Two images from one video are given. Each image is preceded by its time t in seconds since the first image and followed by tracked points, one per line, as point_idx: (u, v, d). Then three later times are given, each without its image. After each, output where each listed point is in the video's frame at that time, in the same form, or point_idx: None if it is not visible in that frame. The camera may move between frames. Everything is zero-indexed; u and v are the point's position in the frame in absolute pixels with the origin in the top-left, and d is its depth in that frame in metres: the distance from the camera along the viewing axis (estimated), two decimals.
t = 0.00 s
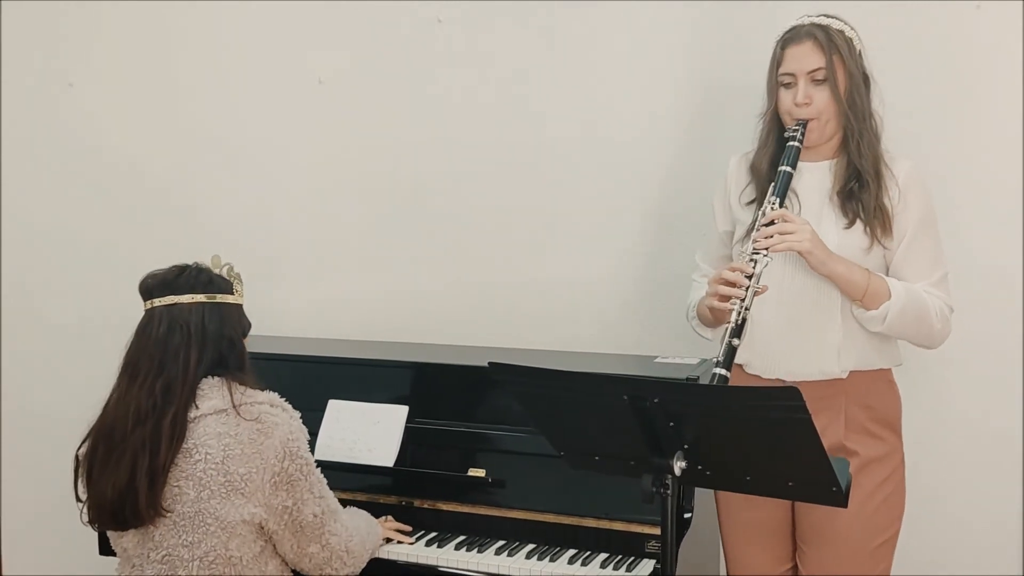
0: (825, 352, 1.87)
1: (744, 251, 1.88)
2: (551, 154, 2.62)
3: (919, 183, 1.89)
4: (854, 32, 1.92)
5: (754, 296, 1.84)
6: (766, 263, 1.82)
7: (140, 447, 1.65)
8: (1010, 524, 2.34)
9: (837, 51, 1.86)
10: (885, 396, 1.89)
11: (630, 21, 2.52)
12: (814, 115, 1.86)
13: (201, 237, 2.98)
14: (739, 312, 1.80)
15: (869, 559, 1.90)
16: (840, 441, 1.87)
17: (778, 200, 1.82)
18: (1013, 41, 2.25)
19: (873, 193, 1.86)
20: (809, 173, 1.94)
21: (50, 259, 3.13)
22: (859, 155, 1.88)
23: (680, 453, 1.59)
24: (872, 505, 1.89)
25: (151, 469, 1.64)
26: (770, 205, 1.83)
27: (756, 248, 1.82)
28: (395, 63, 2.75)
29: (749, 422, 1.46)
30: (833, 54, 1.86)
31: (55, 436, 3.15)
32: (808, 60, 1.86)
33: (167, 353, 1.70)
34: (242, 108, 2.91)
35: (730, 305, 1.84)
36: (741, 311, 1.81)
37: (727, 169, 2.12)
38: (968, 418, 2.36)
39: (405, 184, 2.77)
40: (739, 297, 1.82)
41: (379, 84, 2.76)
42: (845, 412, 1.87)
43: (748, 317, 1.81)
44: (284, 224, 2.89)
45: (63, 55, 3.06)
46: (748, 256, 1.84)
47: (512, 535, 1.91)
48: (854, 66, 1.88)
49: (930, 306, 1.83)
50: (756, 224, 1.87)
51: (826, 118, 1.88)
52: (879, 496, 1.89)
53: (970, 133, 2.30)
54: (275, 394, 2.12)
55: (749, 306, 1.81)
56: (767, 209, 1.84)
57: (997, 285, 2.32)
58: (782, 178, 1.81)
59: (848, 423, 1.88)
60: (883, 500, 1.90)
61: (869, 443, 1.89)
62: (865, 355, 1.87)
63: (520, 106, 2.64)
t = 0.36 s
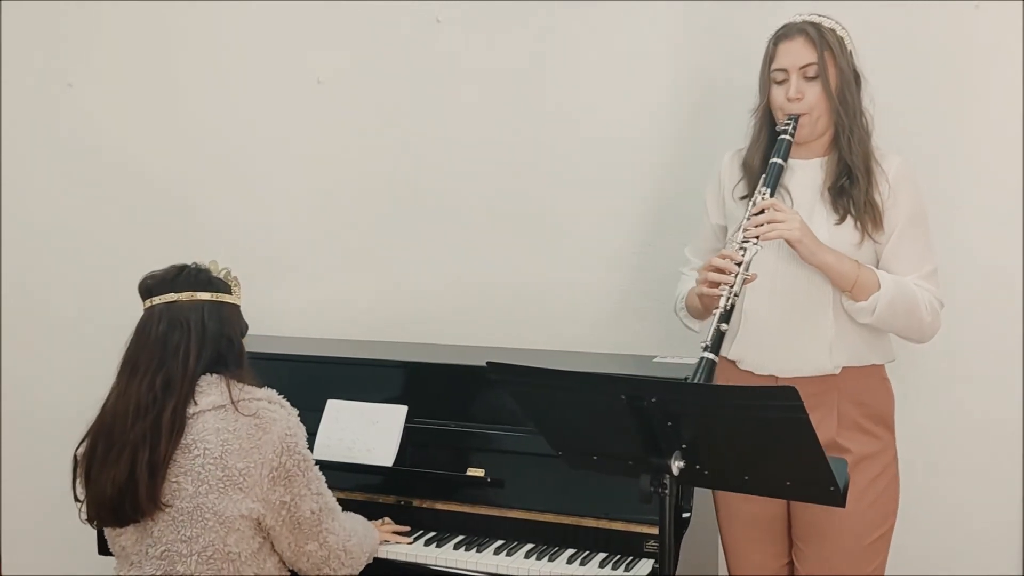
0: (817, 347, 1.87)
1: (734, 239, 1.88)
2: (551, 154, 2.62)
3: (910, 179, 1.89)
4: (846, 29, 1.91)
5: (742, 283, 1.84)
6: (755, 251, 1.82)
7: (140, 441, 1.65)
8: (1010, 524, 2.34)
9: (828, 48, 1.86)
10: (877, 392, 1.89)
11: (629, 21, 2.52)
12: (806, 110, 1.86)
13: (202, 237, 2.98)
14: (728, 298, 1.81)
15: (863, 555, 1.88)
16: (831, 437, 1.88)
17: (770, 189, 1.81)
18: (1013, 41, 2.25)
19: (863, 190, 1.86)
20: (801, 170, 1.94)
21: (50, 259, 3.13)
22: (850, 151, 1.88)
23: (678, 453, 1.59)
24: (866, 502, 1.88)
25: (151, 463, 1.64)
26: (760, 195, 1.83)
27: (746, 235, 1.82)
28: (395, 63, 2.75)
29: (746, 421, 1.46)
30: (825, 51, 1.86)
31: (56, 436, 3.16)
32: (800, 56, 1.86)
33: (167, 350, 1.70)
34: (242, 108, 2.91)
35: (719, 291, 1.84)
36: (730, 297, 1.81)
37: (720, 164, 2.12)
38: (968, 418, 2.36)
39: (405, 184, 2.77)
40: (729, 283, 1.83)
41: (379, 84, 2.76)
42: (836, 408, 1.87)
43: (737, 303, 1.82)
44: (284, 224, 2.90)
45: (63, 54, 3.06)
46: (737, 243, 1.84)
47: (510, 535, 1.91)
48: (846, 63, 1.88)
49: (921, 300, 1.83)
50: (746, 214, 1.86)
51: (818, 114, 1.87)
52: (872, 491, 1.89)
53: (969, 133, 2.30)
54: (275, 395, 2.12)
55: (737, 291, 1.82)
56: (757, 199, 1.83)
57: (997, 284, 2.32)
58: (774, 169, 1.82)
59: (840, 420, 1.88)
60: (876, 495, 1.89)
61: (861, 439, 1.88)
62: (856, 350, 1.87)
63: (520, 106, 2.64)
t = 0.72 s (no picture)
0: (813, 347, 1.86)
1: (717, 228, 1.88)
2: (551, 154, 2.62)
3: (905, 178, 1.87)
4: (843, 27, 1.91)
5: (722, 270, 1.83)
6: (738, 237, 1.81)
7: (138, 441, 1.65)
8: (1010, 524, 2.34)
9: (823, 44, 1.86)
10: (874, 393, 1.88)
11: (629, 20, 2.52)
12: (799, 106, 1.86)
13: (201, 236, 2.98)
14: (707, 282, 1.79)
15: (862, 556, 1.88)
16: (827, 438, 1.87)
17: (757, 179, 1.81)
18: (1013, 41, 2.25)
19: (856, 189, 1.85)
20: (797, 169, 1.93)
21: (50, 259, 3.13)
22: (845, 150, 1.87)
23: (675, 454, 1.58)
24: (865, 502, 1.88)
25: (148, 463, 1.64)
26: (747, 184, 1.82)
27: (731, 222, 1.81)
28: (395, 63, 2.74)
29: (743, 421, 1.45)
30: (820, 48, 1.86)
31: (56, 436, 3.16)
32: (794, 52, 1.86)
33: (165, 350, 1.70)
34: (242, 108, 2.91)
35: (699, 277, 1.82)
36: (709, 282, 1.79)
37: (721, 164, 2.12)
38: (968, 419, 2.35)
39: (405, 184, 2.77)
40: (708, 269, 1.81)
41: (378, 84, 2.76)
42: (833, 410, 1.87)
43: (716, 288, 1.80)
44: (284, 224, 2.89)
45: (63, 54, 3.06)
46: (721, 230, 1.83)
47: (509, 536, 1.91)
48: (842, 61, 1.87)
49: (908, 293, 1.80)
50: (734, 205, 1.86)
51: (812, 110, 1.87)
52: (870, 492, 1.88)
53: (970, 132, 2.29)
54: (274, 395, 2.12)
55: (717, 277, 1.80)
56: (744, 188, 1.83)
57: (997, 284, 2.31)
58: (764, 161, 1.81)
59: (837, 421, 1.88)
60: (873, 496, 1.88)
61: (858, 440, 1.88)
62: (852, 348, 1.86)
63: (520, 106, 2.64)
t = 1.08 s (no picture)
0: (814, 351, 1.86)
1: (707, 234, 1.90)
2: (551, 154, 2.62)
3: (908, 175, 1.83)
4: (843, 23, 1.90)
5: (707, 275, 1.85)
6: (723, 242, 1.84)
7: (137, 442, 1.65)
8: (1011, 525, 2.33)
9: (818, 41, 1.85)
10: (883, 397, 1.85)
11: (629, 20, 2.52)
12: (796, 105, 1.86)
13: (201, 236, 2.98)
14: (688, 287, 1.81)
15: (867, 561, 1.87)
16: (835, 442, 1.86)
17: (748, 180, 1.82)
18: (1013, 41, 2.25)
19: (856, 188, 1.83)
20: (801, 170, 1.93)
21: (50, 258, 3.13)
22: (845, 148, 1.86)
23: (674, 454, 1.58)
24: (872, 507, 1.86)
25: (147, 463, 1.64)
26: (738, 186, 1.84)
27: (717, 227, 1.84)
28: (395, 63, 2.75)
29: (741, 421, 1.46)
30: (816, 45, 1.85)
31: (56, 435, 3.16)
32: (790, 51, 1.86)
33: (164, 349, 1.70)
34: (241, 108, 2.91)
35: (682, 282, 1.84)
36: (691, 288, 1.82)
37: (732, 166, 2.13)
38: (968, 419, 2.35)
39: (405, 184, 2.77)
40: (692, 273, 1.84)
41: (378, 84, 2.76)
42: (840, 414, 1.86)
43: (698, 293, 1.82)
44: (283, 224, 2.89)
45: (63, 54, 3.06)
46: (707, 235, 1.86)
47: (508, 535, 1.91)
48: (840, 58, 1.86)
49: (904, 293, 1.77)
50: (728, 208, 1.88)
51: (810, 108, 1.86)
52: (877, 497, 1.86)
53: (970, 132, 2.29)
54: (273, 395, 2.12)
55: (699, 283, 1.82)
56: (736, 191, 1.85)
57: (997, 284, 2.31)
58: (755, 162, 1.82)
59: (844, 425, 1.86)
60: (880, 501, 1.86)
61: (867, 445, 1.86)
62: (856, 353, 1.84)
63: (520, 106, 2.64)
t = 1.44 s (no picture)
0: (827, 366, 1.86)
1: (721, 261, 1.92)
2: (551, 154, 2.62)
3: (927, 186, 1.83)
4: (852, 28, 1.88)
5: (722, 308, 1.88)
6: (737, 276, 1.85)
7: (139, 444, 1.64)
8: (1011, 526, 2.33)
9: (826, 50, 1.85)
10: (896, 408, 1.84)
11: (629, 20, 2.52)
12: (808, 118, 1.85)
13: (201, 236, 2.98)
14: (705, 326, 1.86)
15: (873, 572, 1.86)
16: (846, 452, 1.85)
17: (760, 208, 1.83)
18: (1013, 41, 2.25)
19: (873, 201, 1.83)
20: (816, 179, 1.93)
21: (50, 258, 3.13)
22: (861, 161, 1.85)
23: (674, 453, 1.58)
24: (880, 517, 1.85)
25: (148, 465, 1.64)
26: (750, 212, 1.85)
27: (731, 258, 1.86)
28: (395, 63, 2.75)
29: (742, 422, 1.46)
30: (825, 54, 1.85)
31: (56, 434, 3.16)
32: (798, 62, 1.85)
33: (172, 349, 1.69)
34: (241, 108, 2.91)
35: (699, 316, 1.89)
36: (707, 325, 1.86)
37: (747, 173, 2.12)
38: (968, 419, 2.35)
39: (405, 184, 2.77)
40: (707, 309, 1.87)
41: (378, 84, 2.76)
42: (851, 424, 1.85)
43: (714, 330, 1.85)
44: (283, 224, 2.90)
45: (63, 55, 3.06)
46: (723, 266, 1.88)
47: (508, 535, 1.91)
48: (851, 64, 1.85)
49: (924, 318, 1.78)
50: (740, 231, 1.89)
51: (823, 121, 1.86)
52: (886, 507, 1.85)
53: (971, 132, 2.29)
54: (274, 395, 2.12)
55: (715, 320, 1.86)
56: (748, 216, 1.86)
57: (997, 284, 2.31)
58: (768, 185, 1.83)
59: (856, 435, 1.85)
60: (887, 509, 1.85)
61: (878, 456, 1.85)
62: (869, 368, 1.84)
63: (519, 105, 2.64)
